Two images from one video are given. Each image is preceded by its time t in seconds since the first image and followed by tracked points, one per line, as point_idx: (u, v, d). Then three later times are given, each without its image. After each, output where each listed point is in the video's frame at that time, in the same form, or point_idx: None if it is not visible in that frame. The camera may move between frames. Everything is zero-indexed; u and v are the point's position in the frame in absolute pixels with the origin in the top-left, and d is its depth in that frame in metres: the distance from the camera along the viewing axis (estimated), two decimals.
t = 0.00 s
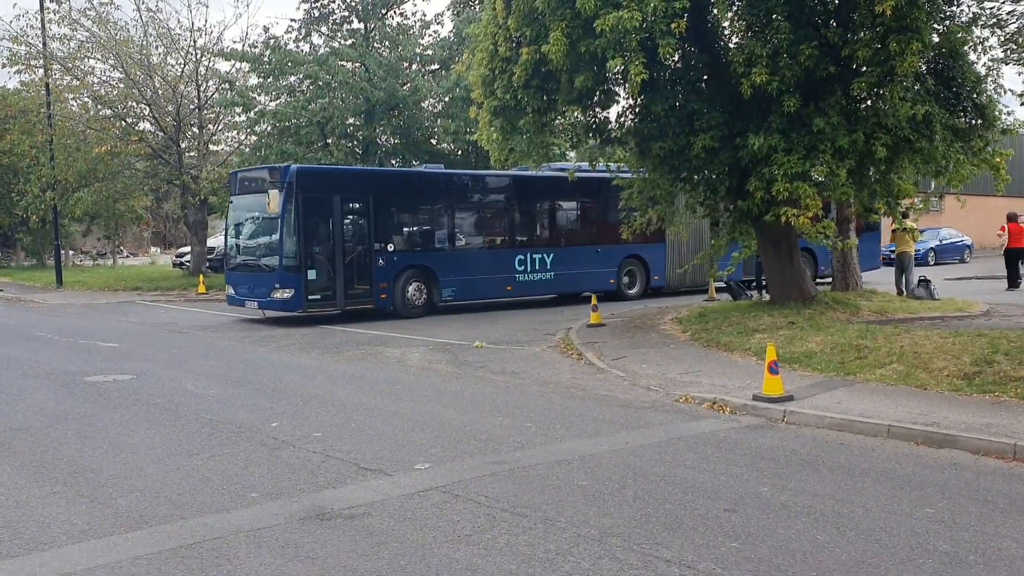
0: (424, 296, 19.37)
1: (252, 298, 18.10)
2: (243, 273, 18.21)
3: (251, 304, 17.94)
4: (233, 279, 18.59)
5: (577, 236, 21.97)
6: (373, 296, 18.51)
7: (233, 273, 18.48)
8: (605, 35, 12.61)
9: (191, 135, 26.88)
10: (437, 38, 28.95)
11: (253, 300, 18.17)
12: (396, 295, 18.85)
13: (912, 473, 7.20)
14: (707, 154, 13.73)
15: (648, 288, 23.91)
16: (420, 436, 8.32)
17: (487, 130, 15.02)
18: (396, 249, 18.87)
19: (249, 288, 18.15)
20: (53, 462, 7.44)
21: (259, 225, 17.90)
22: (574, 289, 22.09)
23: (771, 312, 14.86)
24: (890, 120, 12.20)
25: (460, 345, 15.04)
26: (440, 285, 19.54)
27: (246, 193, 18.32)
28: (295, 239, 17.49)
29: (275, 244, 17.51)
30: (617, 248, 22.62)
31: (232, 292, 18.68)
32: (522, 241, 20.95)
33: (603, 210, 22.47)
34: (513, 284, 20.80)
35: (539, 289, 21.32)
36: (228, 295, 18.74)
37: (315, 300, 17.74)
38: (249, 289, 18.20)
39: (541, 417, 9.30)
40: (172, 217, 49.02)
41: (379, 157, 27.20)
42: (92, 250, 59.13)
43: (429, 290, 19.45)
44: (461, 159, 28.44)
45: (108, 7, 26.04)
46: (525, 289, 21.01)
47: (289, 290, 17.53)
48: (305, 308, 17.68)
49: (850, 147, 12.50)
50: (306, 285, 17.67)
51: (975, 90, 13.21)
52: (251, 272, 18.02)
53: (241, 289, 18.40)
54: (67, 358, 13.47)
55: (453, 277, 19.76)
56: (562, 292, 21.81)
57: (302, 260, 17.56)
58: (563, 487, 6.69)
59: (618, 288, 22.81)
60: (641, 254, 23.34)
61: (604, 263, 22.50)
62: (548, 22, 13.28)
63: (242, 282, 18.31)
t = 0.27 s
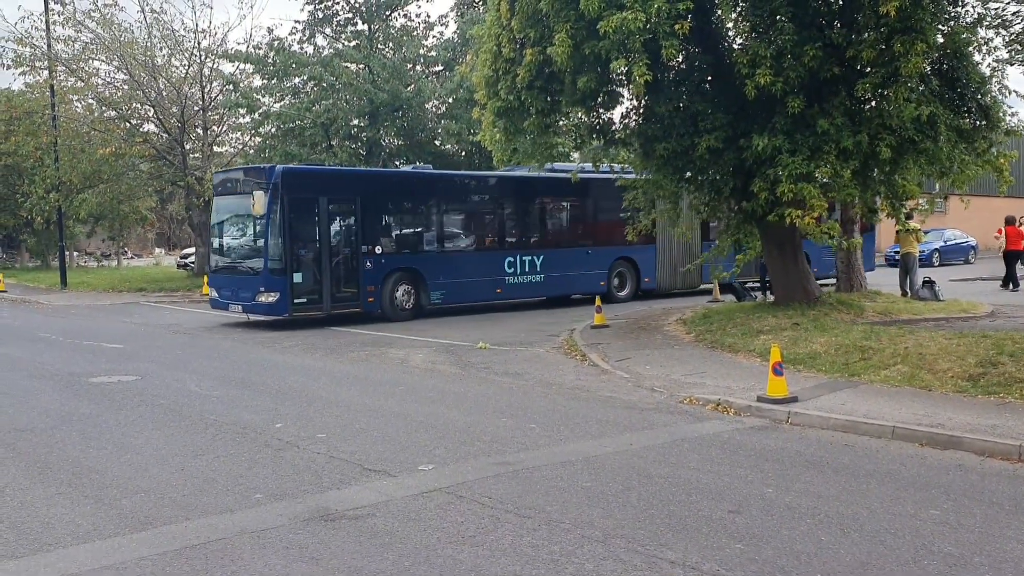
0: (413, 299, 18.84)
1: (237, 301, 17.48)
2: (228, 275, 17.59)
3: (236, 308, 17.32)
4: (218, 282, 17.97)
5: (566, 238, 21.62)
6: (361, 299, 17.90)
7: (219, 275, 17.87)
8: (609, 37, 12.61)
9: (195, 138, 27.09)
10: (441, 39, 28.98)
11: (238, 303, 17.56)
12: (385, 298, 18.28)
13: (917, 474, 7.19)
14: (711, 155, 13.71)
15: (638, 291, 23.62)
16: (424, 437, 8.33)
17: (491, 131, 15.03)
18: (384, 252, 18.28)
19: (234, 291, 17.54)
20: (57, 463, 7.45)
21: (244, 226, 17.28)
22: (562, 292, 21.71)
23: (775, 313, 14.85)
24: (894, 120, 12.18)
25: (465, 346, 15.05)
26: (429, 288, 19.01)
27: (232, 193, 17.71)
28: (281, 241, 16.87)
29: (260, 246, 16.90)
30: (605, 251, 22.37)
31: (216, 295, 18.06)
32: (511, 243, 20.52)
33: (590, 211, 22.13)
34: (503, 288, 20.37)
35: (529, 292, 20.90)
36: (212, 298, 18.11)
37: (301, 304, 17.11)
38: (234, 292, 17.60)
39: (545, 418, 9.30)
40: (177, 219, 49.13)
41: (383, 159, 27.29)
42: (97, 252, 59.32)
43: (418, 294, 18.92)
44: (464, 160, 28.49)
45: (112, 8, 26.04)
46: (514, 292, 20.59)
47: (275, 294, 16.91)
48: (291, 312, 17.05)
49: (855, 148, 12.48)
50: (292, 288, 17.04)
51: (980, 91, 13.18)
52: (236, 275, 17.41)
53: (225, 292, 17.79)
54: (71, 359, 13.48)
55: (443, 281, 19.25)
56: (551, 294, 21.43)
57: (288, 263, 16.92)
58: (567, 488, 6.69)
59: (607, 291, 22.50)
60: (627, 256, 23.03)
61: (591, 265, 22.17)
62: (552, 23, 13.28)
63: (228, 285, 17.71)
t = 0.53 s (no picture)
0: (405, 301, 18.49)
1: (224, 304, 17.00)
2: (215, 278, 17.09)
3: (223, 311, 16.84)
4: (204, 285, 17.46)
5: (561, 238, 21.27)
6: (352, 302, 17.53)
7: (205, 278, 17.36)
8: (617, 38, 12.60)
9: (204, 139, 27.03)
10: (448, 40, 29.03)
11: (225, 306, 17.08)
12: (377, 301, 17.93)
13: (928, 475, 7.16)
14: (719, 155, 13.71)
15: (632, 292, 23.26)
16: (433, 439, 8.34)
17: (499, 132, 15.04)
18: (375, 254, 17.90)
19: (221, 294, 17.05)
20: (67, 464, 7.48)
21: (232, 228, 16.81)
22: (557, 293, 21.35)
23: (784, 314, 14.83)
24: (903, 121, 12.14)
25: (472, 347, 15.06)
26: (421, 291, 18.67)
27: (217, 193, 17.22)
28: (271, 242, 16.41)
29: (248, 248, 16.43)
30: (600, 251, 22.01)
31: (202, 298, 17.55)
32: (505, 245, 20.15)
33: (587, 211, 21.75)
34: (496, 289, 20.03)
35: (522, 294, 20.56)
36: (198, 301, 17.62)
37: (292, 306, 16.66)
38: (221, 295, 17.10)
39: (553, 419, 9.30)
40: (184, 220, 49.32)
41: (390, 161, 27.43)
42: (106, 253, 59.59)
43: (409, 296, 18.57)
44: (471, 162, 28.55)
45: (120, 11, 26.15)
46: (508, 294, 20.24)
47: (264, 297, 16.45)
48: (282, 315, 16.60)
49: (863, 149, 12.45)
50: (282, 291, 16.58)
51: (989, 92, 13.14)
52: (223, 277, 16.91)
53: (212, 295, 17.31)
54: (80, 360, 13.51)
55: (436, 283, 18.89)
56: (545, 296, 21.06)
57: (278, 264, 16.47)
58: (575, 489, 6.69)
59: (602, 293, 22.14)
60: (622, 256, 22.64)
61: (587, 266, 21.79)
62: (560, 24, 13.28)
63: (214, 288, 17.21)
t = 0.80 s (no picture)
0: (412, 304, 18.11)
1: (227, 308, 16.66)
2: (218, 281, 16.76)
3: (227, 315, 16.51)
4: (205, 289, 17.10)
5: (570, 240, 20.87)
6: (359, 305, 17.19)
7: (206, 282, 17.01)
8: (639, 39, 12.56)
9: (227, 142, 27.04)
10: (470, 42, 29.09)
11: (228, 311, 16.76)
12: (383, 304, 17.58)
13: (954, 479, 7.09)
14: (742, 156, 13.63)
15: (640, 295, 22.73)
16: (455, 440, 8.35)
17: (520, 134, 15.02)
18: (382, 256, 17.55)
19: (224, 298, 16.73)
20: (93, 464, 7.56)
21: (235, 230, 16.51)
22: (565, 297, 20.92)
23: (807, 316, 14.73)
24: (928, 122, 12.02)
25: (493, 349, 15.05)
26: (429, 293, 18.31)
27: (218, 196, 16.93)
28: (277, 244, 16.15)
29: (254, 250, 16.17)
30: (609, 254, 21.60)
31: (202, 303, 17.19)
32: (513, 246, 19.79)
33: (596, 213, 21.35)
34: (504, 292, 19.64)
35: (530, 297, 20.16)
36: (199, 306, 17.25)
37: (299, 309, 16.37)
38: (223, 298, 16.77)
39: (575, 421, 9.28)
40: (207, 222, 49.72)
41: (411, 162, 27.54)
42: (130, 255, 60.19)
43: (416, 299, 18.20)
44: (492, 164, 28.59)
45: (145, 15, 26.39)
46: (515, 296, 19.85)
47: (270, 300, 16.15)
48: (288, 319, 16.32)
49: (888, 150, 12.34)
50: (288, 294, 16.30)
51: (1016, 92, 12.98)
52: (226, 281, 16.59)
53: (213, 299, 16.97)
54: (105, 361, 13.63)
55: (443, 285, 18.54)
56: (552, 299, 20.65)
57: (285, 267, 16.21)
58: (597, 491, 6.68)
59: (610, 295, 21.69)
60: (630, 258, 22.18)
61: (596, 269, 21.37)
62: (582, 26, 13.27)
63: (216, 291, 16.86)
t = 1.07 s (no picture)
0: (416, 307, 17.61)
1: (228, 311, 16.17)
2: (220, 284, 16.28)
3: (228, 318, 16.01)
4: (205, 292, 16.61)
5: (577, 241, 20.36)
6: (362, 308, 16.69)
7: (207, 285, 16.53)
8: (656, 39, 12.55)
9: (245, 143, 27.05)
10: (487, 43, 29.14)
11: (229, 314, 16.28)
12: (386, 307, 17.08)
13: (975, 481, 7.03)
14: (760, 156, 13.58)
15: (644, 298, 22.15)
16: (472, 440, 8.36)
17: (537, 135, 15.01)
18: (387, 258, 17.03)
19: (225, 301, 16.24)
20: (113, 463, 7.61)
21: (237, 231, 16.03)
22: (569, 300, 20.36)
23: (826, 317, 14.66)
24: (947, 121, 11.93)
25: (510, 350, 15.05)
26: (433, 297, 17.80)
27: (219, 195, 16.46)
28: (279, 246, 15.61)
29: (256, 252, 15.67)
30: (616, 255, 21.04)
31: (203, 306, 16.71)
32: (518, 248, 19.25)
33: (601, 213, 20.82)
34: (509, 295, 19.12)
35: (535, 300, 19.63)
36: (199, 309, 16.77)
37: (301, 313, 15.83)
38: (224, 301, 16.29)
39: (592, 422, 9.27)
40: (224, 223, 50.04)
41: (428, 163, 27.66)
42: (149, 255, 60.69)
43: (421, 302, 17.68)
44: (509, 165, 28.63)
45: (164, 17, 26.57)
46: (520, 299, 19.35)
47: (272, 303, 15.63)
48: (290, 323, 15.78)
49: (907, 149, 12.25)
50: (290, 297, 15.75)
51: None
52: (228, 284, 16.11)
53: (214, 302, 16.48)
54: (124, 361, 13.72)
55: (447, 288, 18.01)
56: (558, 302, 20.11)
57: (287, 269, 15.68)
58: (614, 492, 6.67)
59: (616, 298, 21.12)
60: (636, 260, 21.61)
61: (600, 270, 20.83)
62: (598, 26, 13.26)
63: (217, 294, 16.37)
